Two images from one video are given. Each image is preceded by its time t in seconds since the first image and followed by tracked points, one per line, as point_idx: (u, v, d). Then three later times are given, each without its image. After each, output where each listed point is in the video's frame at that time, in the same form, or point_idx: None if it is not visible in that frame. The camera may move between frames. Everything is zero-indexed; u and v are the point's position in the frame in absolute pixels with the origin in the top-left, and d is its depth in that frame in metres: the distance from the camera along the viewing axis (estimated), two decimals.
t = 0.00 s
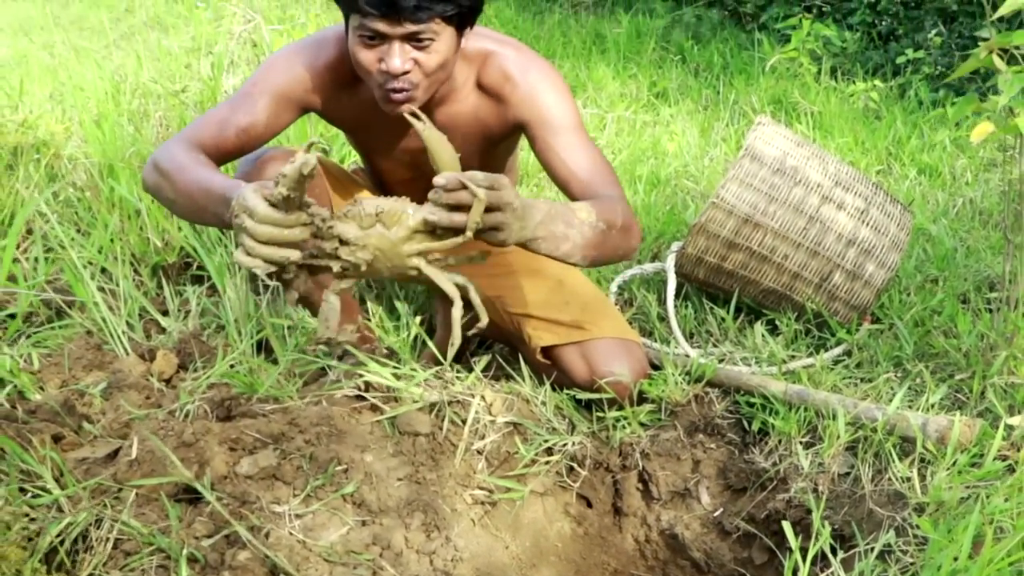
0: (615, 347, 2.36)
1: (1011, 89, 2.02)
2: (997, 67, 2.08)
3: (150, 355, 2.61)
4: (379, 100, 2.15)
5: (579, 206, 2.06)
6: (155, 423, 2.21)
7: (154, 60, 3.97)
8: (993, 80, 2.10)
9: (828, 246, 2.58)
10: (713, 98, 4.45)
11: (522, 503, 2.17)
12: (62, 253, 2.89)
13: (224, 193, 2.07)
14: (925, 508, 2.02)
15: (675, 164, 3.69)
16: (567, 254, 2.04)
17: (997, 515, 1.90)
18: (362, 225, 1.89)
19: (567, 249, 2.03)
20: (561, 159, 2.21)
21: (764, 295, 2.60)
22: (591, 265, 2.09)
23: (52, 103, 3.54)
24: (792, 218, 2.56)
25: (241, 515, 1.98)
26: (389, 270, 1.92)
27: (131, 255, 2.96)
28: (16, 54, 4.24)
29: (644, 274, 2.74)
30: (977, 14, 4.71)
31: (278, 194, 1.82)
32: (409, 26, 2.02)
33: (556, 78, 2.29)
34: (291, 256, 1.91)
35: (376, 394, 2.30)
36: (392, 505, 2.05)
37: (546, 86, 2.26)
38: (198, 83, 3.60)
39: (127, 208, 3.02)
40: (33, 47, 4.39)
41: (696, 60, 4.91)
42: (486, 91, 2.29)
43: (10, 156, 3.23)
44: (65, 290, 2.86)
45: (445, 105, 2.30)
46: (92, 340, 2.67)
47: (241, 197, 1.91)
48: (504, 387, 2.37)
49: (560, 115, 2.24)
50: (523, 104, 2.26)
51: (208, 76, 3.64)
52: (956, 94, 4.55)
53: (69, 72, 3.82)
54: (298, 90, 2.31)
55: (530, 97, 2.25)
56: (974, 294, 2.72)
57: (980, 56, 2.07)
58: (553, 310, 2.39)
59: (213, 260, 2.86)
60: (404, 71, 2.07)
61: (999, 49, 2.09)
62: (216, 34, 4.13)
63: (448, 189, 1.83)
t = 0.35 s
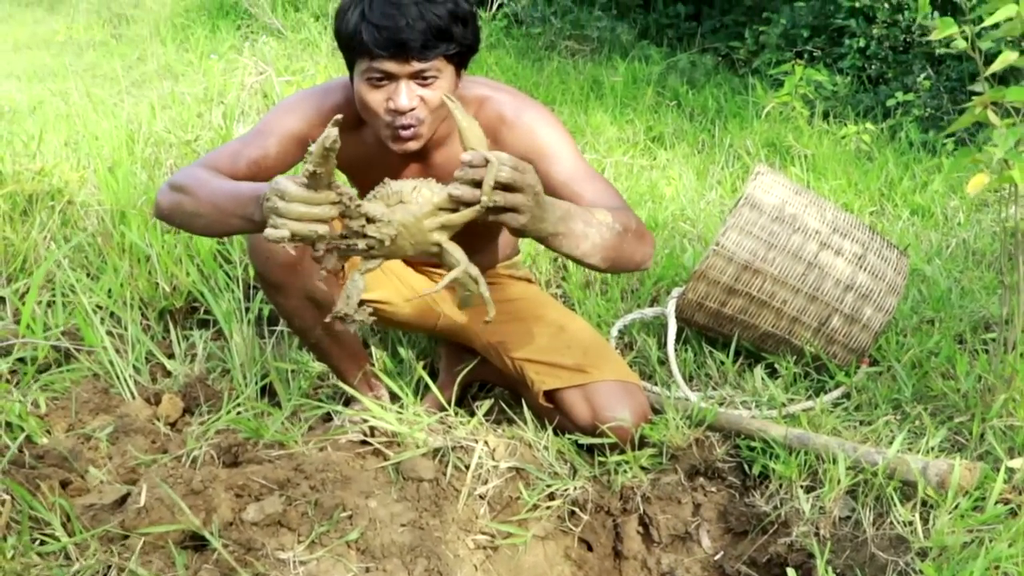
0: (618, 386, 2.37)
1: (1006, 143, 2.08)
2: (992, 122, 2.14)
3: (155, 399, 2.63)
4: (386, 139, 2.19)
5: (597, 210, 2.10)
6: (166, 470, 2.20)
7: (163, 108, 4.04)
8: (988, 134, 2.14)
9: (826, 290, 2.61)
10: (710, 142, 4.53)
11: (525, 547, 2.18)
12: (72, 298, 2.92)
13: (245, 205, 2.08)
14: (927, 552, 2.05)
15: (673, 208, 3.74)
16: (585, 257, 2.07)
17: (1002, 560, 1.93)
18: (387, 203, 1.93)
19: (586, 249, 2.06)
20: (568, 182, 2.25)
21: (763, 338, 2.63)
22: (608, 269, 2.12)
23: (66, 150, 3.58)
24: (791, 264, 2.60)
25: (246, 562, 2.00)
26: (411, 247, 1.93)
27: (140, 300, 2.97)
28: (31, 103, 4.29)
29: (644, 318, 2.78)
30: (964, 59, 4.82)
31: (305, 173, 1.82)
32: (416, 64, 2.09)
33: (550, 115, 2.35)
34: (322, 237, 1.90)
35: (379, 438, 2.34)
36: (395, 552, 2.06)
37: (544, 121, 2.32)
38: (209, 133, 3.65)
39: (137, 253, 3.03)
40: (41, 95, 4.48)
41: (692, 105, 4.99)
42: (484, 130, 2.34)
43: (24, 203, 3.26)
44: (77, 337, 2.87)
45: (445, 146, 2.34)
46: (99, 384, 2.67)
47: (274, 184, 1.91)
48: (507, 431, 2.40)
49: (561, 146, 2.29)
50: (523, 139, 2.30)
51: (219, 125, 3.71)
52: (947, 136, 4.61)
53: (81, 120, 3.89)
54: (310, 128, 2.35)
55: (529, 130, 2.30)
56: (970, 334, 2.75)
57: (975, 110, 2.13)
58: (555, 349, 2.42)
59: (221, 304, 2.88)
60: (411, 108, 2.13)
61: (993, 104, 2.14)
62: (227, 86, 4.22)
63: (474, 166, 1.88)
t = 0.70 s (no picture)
0: (619, 428, 2.38)
1: (1002, 183, 2.09)
2: (987, 162, 2.15)
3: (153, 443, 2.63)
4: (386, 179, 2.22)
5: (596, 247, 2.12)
6: (167, 514, 2.21)
7: (157, 149, 4.07)
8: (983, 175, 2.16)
9: (824, 330, 2.62)
10: (705, 180, 4.56)
11: None
12: (69, 340, 2.92)
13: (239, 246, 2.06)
14: None
15: (670, 247, 3.76)
16: (586, 294, 2.09)
17: None
18: (382, 250, 1.95)
19: (587, 286, 2.08)
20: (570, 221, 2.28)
21: (762, 379, 2.64)
22: (611, 305, 2.14)
23: (61, 192, 3.61)
24: (789, 304, 2.61)
25: None
26: (409, 291, 1.95)
27: (136, 342, 2.98)
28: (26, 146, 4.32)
29: (642, 359, 2.79)
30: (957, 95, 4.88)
31: (301, 224, 1.79)
32: (419, 107, 2.12)
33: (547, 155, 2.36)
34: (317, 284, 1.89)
35: (379, 481, 2.34)
36: None
37: (545, 162, 2.35)
38: (204, 174, 3.68)
39: (132, 295, 3.04)
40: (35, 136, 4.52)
41: (686, 142, 5.03)
42: (485, 172, 2.36)
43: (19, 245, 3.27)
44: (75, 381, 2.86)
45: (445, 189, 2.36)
46: (96, 428, 2.67)
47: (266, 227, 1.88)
48: (507, 475, 2.40)
49: (561, 188, 2.31)
50: (523, 181, 2.33)
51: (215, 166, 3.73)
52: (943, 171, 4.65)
53: (76, 162, 3.92)
54: (310, 168, 2.37)
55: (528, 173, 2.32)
56: (969, 372, 2.76)
57: (970, 151, 2.15)
58: (554, 391, 2.42)
59: (218, 347, 2.89)
60: (413, 150, 2.16)
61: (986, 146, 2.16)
62: (219, 126, 4.25)
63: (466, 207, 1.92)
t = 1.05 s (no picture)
0: (619, 453, 2.37)
1: (999, 203, 2.09)
2: (984, 181, 2.15)
3: (148, 467, 2.62)
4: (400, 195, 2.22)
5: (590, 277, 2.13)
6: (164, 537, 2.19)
7: (151, 169, 4.08)
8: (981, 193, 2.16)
9: (823, 353, 2.62)
10: (702, 202, 4.58)
11: None
12: (62, 363, 2.91)
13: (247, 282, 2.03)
14: None
15: (668, 271, 3.77)
16: (579, 324, 2.09)
17: None
18: (371, 292, 1.92)
19: (579, 316, 2.08)
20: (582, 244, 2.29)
21: (761, 403, 2.63)
22: (607, 336, 2.13)
23: (54, 212, 3.60)
24: (788, 327, 2.61)
25: None
26: (405, 331, 1.94)
27: (130, 365, 2.97)
28: (19, 166, 4.32)
29: (640, 383, 2.78)
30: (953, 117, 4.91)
31: (292, 275, 1.83)
32: (439, 128, 2.12)
33: (571, 179, 2.39)
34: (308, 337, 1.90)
35: (376, 506, 2.32)
36: None
37: (563, 184, 2.37)
38: (198, 194, 3.67)
39: (127, 317, 3.04)
40: (28, 157, 4.52)
41: (682, 164, 5.05)
42: (505, 191, 2.38)
43: (11, 266, 3.26)
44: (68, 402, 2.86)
45: (465, 207, 2.37)
46: (90, 451, 2.66)
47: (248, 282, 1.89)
48: (505, 499, 2.39)
49: (579, 212, 2.34)
50: (542, 202, 2.36)
51: (208, 185, 3.73)
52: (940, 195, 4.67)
53: (69, 183, 3.91)
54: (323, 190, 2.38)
55: (548, 194, 2.35)
56: (968, 397, 2.76)
57: (968, 169, 2.15)
58: (555, 415, 2.41)
59: (213, 370, 2.88)
60: (429, 169, 2.16)
61: (984, 164, 2.15)
62: (213, 146, 4.25)
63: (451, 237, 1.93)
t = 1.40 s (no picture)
0: (619, 468, 2.36)
1: (998, 213, 2.07)
2: (984, 191, 2.13)
3: (142, 481, 2.60)
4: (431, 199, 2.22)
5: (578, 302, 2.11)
6: (159, 553, 2.17)
7: (145, 179, 4.06)
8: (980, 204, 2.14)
9: (822, 366, 2.61)
10: (699, 214, 4.58)
11: None
12: (55, 375, 2.89)
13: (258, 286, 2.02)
14: None
15: (665, 283, 3.76)
16: (562, 348, 2.07)
17: None
18: (349, 300, 1.93)
19: (562, 341, 2.06)
20: (594, 269, 2.27)
21: (759, 416, 2.62)
22: (591, 363, 2.11)
23: (48, 222, 3.59)
24: (786, 339, 2.59)
25: None
26: (381, 339, 1.94)
27: (124, 377, 2.95)
28: (12, 176, 4.31)
29: (638, 396, 2.77)
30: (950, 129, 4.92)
31: (269, 275, 1.83)
32: (478, 140, 2.11)
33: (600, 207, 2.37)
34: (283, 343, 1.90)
35: (373, 521, 2.29)
36: None
37: (590, 211, 2.34)
38: (193, 205, 3.66)
39: (121, 329, 3.02)
40: (22, 167, 4.51)
41: (679, 176, 5.05)
42: (533, 207, 2.37)
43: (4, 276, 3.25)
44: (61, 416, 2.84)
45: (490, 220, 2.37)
46: (84, 466, 2.65)
47: (224, 286, 1.88)
48: (502, 514, 2.37)
49: (599, 239, 2.31)
50: (565, 224, 2.34)
51: (202, 195, 3.72)
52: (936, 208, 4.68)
53: (63, 193, 3.90)
54: (352, 195, 2.36)
55: (574, 217, 2.33)
56: (966, 410, 2.75)
57: (967, 180, 2.13)
58: (559, 428, 2.40)
59: (208, 383, 2.87)
60: (461, 178, 2.15)
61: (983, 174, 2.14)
62: (208, 156, 4.24)
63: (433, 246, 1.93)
